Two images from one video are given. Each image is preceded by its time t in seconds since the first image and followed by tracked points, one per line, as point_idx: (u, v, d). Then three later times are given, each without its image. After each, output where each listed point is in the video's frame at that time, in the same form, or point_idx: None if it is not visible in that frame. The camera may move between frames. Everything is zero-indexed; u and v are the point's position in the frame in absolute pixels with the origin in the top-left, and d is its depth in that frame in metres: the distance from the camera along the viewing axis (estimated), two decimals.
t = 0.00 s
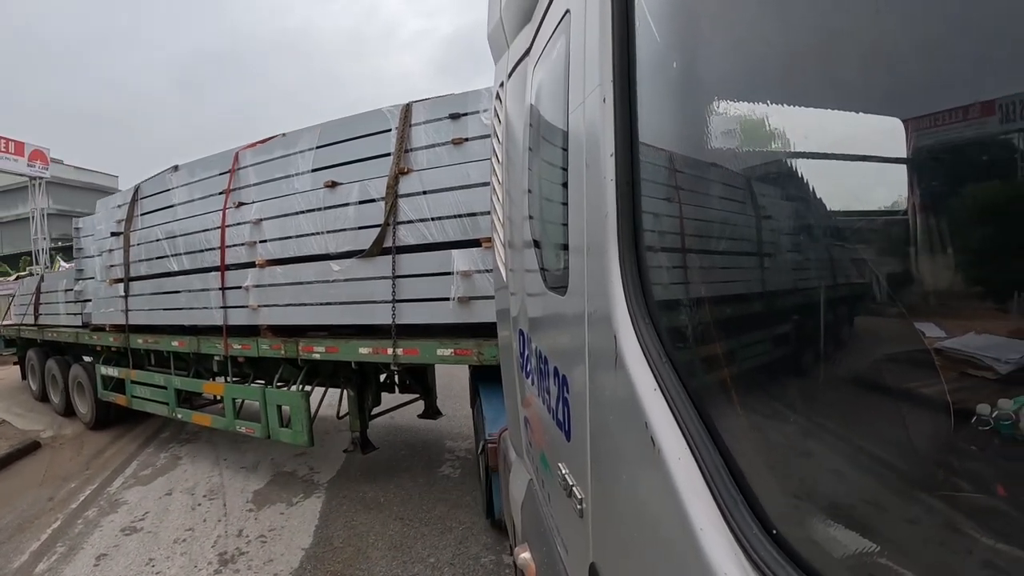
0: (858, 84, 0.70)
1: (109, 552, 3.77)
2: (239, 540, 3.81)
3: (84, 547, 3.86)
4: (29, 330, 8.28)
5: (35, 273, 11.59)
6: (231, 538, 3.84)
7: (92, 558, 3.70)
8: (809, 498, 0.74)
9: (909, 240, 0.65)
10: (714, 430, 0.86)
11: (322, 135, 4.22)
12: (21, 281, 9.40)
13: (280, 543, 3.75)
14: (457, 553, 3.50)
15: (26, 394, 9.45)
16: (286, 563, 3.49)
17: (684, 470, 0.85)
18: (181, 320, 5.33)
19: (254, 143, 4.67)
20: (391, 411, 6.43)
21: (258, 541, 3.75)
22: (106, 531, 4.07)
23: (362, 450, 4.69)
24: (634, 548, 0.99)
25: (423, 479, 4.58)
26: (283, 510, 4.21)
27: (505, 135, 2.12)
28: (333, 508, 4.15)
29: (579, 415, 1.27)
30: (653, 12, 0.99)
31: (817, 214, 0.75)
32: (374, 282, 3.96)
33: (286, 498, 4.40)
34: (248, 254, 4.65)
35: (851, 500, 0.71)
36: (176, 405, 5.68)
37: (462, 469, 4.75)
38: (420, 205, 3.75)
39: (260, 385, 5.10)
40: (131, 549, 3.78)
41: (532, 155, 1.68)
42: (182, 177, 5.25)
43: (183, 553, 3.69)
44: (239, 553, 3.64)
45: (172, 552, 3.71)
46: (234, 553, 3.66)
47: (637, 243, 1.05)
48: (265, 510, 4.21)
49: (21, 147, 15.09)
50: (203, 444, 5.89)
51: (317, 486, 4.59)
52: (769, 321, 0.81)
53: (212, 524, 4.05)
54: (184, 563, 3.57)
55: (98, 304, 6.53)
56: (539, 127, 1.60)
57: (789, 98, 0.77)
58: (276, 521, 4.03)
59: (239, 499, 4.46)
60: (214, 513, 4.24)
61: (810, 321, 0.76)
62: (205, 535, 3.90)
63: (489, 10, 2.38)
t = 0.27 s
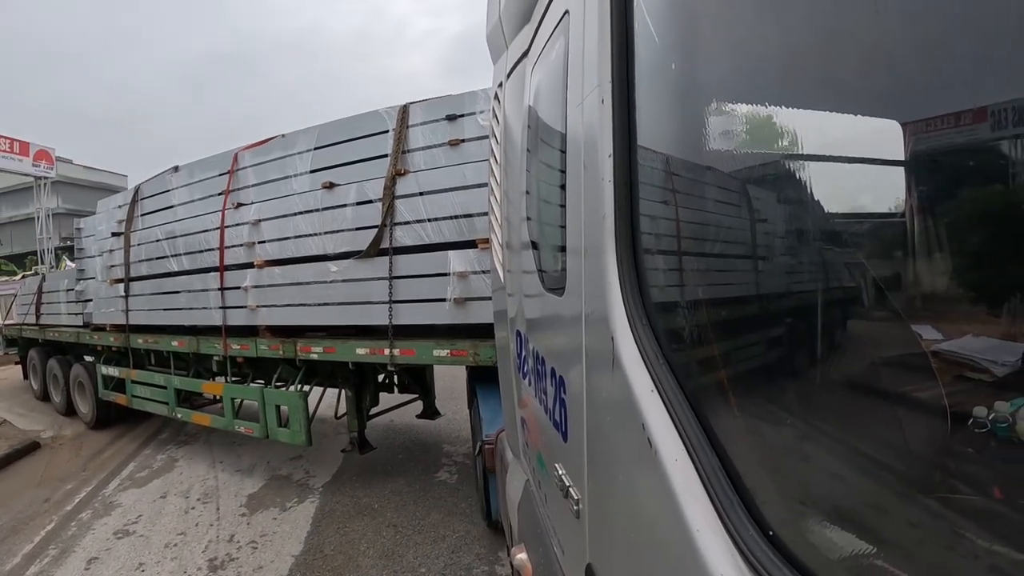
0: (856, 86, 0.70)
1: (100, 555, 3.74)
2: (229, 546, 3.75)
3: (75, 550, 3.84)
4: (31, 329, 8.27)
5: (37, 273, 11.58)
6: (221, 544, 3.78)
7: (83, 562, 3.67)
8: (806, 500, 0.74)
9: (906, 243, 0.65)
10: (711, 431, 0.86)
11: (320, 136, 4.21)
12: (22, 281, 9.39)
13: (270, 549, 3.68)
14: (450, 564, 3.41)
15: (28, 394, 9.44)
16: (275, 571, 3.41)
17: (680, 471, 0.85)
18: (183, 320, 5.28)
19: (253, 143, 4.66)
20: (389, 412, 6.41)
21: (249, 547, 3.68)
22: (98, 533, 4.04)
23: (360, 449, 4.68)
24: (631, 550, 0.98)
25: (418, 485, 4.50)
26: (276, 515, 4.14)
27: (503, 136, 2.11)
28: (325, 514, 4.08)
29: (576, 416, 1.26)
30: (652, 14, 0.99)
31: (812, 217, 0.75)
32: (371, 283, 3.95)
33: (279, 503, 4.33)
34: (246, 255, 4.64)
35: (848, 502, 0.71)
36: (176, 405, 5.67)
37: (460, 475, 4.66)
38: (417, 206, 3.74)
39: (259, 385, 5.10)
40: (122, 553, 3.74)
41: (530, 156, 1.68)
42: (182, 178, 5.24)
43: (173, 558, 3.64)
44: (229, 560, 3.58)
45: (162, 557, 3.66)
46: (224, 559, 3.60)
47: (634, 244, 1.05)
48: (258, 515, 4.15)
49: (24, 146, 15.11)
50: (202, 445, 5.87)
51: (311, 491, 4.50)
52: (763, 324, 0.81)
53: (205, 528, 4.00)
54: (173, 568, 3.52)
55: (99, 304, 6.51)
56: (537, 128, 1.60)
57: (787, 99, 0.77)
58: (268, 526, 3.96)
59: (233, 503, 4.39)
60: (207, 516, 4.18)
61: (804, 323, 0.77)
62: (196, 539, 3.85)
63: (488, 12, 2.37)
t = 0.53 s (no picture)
0: (853, 85, 0.70)
1: (93, 558, 3.72)
2: (221, 550, 3.69)
3: (68, 552, 3.82)
4: (33, 328, 8.27)
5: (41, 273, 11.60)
6: (214, 548, 3.72)
7: (75, 564, 3.64)
8: (806, 499, 0.74)
9: (904, 243, 0.65)
10: (709, 430, 0.85)
11: (319, 136, 4.21)
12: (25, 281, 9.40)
13: (261, 554, 3.61)
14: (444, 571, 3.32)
15: (31, 392, 9.45)
16: None
17: (679, 470, 0.85)
18: (183, 320, 5.30)
19: (253, 143, 4.65)
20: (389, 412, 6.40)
21: (240, 552, 3.61)
22: (92, 535, 4.02)
23: (359, 448, 4.68)
24: (630, 549, 0.98)
25: (416, 490, 4.39)
26: (270, 519, 4.06)
27: (502, 136, 2.11)
28: (318, 519, 3.99)
29: (575, 416, 1.26)
30: (650, 13, 0.98)
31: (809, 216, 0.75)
32: (369, 282, 3.95)
33: (275, 506, 4.25)
34: (246, 254, 4.64)
35: (845, 500, 0.71)
36: (177, 403, 5.67)
37: (458, 479, 4.55)
38: (415, 205, 3.74)
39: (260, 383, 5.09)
40: (114, 555, 3.71)
41: (528, 155, 1.68)
42: (183, 177, 5.24)
43: (165, 561, 3.60)
44: (220, 564, 3.52)
45: (154, 560, 3.63)
46: (215, 563, 3.55)
47: (632, 244, 1.05)
48: (251, 519, 4.07)
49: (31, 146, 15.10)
50: (202, 445, 5.85)
51: (307, 494, 4.41)
52: (759, 322, 0.81)
53: (199, 531, 3.96)
54: (164, 572, 3.48)
55: (100, 303, 6.51)
56: (535, 127, 1.60)
57: (784, 97, 0.77)
58: (261, 530, 3.89)
59: (228, 506, 4.33)
60: (201, 519, 4.13)
61: (800, 321, 0.77)
62: (189, 543, 3.80)
63: (486, 11, 2.37)
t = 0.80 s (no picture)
0: (851, 85, 0.70)
1: (85, 560, 3.69)
2: (213, 554, 3.63)
3: (61, 553, 3.80)
4: (35, 327, 8.26)
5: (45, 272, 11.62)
6: (205, 552, 3.67)
7: (67, 567, 3.62)
8: (805, 499, 0.74)
9: (902, 242, 0.65)
10: (707, 429, 0.86)
11: (319, 136, 4.21)
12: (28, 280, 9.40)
13: (253, 559, 3.55)
14: None
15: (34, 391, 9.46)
16: None
17: (677, 470, 0.85)
18: (183, 319, 5.30)
19: (253, 143, 4.64)
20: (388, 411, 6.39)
21: (232, 557, 3.55)
22: (86, 537, 3.99)
23: (358, 447, 4.68)
24: (628, 549, 0.98)
25: (414, 494, 4.30)
26: (263, 523, 4.00)
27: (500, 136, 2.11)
28: (311, 524, 3.90)
29: (573, 416, 1.26)
30: (648, 13, 0.98)
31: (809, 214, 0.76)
32: (367, 282, 3.95)
33: (269, 510, 4.19)
34: (246, 254, 4.63)
35: (844, 499, 0.71)
36: (178, 402, 5.67)
37: (456, 484, 4.45)
38: (413, 205, 3.74)
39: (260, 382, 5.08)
40: (106, 558, 3.68)
41: (526, 156, 1.68)
42: (184, 177, 5.23)
43: (156, 565, 3.55)
44: (211, 569, 3.46)
45: (146, 563, 3.58)
46: (206, 567, 3.49)
47: (630, 243, 1.05)
48: (245, 523, 4.01)
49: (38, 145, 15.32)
50: (201, 445, 5.83)
51: (302, 498, 4.34)
52: (755, 321, 0.82)
53: (193, 533, 3.92)
54: None
55: (102, 302, 6.50)
56: (533, 128, 1.60)
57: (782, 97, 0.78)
58: (254, 535, 3.82)
59: (222, 509, 4.27)
60: (195, 522, 4.08)
61: (794, 321, 0.77)
62: (181, 546, 3.75)
63: (484, 11, 2.37)
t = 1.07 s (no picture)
0: (847, 86, 0.70)
1: (78, 562, 3.67)
2: (204, 559, 3.58)
3: (55, 555, 3.79)
4: (38, 326, 8.27)
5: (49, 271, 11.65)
6: (197, 557, 3.61)
7: (59, 569, 3.60)
8: (803, 499, 0.74)
9: (901, 242, 0.65)
10: (706, 428, 0.86)
11: (318, 137, 4.21)
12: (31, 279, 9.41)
13: (244, 564, 3.49)
14: None
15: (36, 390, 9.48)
16: None
17: (676, 471, 0.85)
18: (184, 318, 5.30)
19: (253, 143, 4.64)
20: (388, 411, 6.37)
21: (223, 562, 3.50)
22: (80, 539, 3.98)
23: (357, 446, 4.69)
24: (626, 548, 0.99)
25: (411, 499, 4.20)
26: (257, 527, 3.94)
27: (499, 137, 2.11)
28: (304, 530, 3.82)
29: (572, 416, 1.26)
30: (648, 11, 0.98)
31: (806, 214, 0.75)
32: (366, 283, 3.95)
33: (262, 514, 4.13)
34: (246, 254, 4.63)
35: (842, 499, 0.71)
36: (179, 401, 5.66)
37: (454, 489, 4.35)
38: (411, 206, 3.74)
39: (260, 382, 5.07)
40: (99, 560, 3.66)
41: (525, 156, 1.68)
42: (184, 177, 5.23)
43: (148, 569, 3.52)
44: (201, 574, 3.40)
45: (138, 566, 3.55)
46: (196, 572, 3.44)
47: (629, 243, 1.05)
48: (239, 526, 3.96)
49: (45, 144, 15.42)
50: (201, 446, 5.81)
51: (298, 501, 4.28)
52: (750, 321, 0.83)
53: (186, 536, 3.89)
54: None
55: (103, 301, 6.50)
56: (532, 128, 1.60)
57: (779, 97, 0.78)
58: (246, 539, 3.77)
59: (215, 512, 4.22)
60: (189, 525, 4.04)
61: (788, 321, 0.78)
62: (173, 549, 3.71)
63: (483, 12, 2.37)
